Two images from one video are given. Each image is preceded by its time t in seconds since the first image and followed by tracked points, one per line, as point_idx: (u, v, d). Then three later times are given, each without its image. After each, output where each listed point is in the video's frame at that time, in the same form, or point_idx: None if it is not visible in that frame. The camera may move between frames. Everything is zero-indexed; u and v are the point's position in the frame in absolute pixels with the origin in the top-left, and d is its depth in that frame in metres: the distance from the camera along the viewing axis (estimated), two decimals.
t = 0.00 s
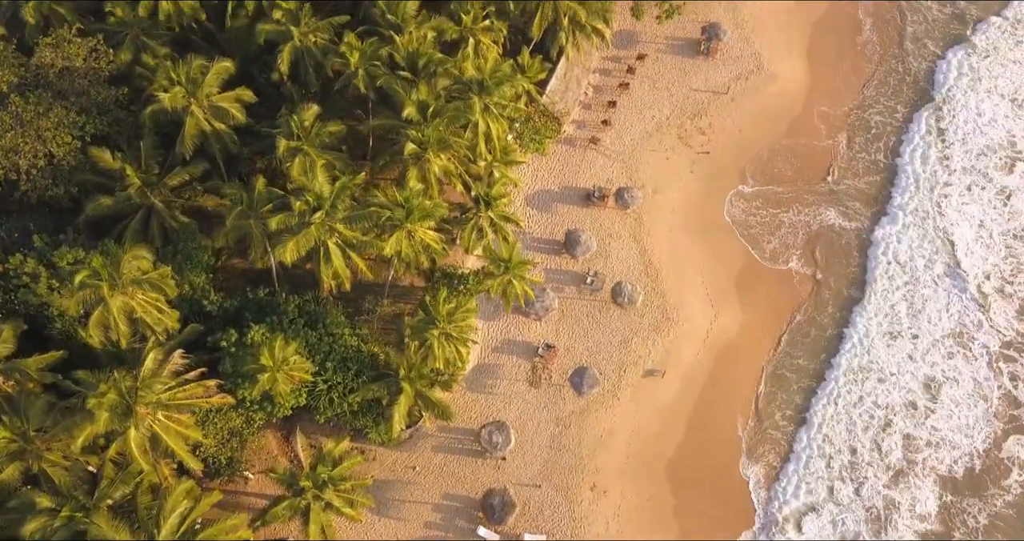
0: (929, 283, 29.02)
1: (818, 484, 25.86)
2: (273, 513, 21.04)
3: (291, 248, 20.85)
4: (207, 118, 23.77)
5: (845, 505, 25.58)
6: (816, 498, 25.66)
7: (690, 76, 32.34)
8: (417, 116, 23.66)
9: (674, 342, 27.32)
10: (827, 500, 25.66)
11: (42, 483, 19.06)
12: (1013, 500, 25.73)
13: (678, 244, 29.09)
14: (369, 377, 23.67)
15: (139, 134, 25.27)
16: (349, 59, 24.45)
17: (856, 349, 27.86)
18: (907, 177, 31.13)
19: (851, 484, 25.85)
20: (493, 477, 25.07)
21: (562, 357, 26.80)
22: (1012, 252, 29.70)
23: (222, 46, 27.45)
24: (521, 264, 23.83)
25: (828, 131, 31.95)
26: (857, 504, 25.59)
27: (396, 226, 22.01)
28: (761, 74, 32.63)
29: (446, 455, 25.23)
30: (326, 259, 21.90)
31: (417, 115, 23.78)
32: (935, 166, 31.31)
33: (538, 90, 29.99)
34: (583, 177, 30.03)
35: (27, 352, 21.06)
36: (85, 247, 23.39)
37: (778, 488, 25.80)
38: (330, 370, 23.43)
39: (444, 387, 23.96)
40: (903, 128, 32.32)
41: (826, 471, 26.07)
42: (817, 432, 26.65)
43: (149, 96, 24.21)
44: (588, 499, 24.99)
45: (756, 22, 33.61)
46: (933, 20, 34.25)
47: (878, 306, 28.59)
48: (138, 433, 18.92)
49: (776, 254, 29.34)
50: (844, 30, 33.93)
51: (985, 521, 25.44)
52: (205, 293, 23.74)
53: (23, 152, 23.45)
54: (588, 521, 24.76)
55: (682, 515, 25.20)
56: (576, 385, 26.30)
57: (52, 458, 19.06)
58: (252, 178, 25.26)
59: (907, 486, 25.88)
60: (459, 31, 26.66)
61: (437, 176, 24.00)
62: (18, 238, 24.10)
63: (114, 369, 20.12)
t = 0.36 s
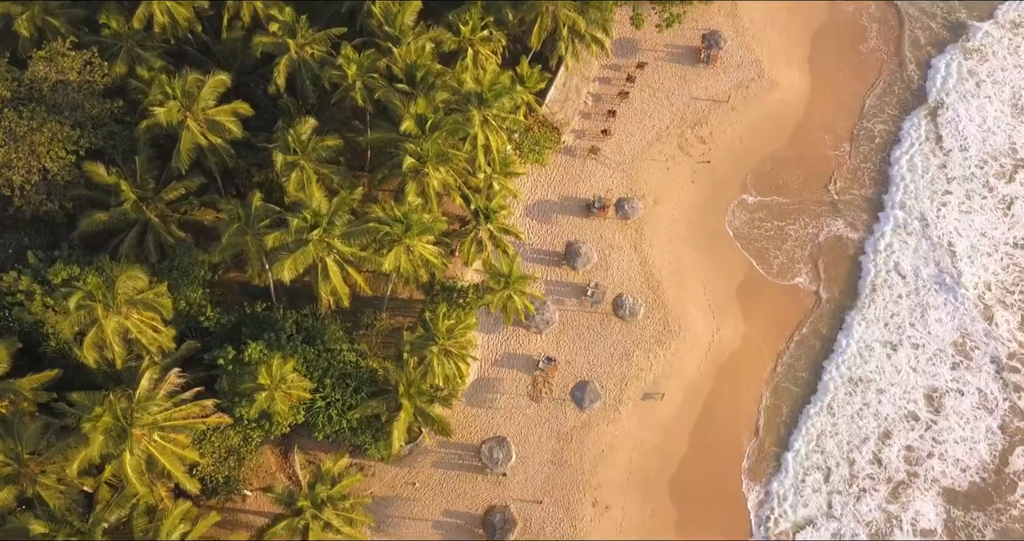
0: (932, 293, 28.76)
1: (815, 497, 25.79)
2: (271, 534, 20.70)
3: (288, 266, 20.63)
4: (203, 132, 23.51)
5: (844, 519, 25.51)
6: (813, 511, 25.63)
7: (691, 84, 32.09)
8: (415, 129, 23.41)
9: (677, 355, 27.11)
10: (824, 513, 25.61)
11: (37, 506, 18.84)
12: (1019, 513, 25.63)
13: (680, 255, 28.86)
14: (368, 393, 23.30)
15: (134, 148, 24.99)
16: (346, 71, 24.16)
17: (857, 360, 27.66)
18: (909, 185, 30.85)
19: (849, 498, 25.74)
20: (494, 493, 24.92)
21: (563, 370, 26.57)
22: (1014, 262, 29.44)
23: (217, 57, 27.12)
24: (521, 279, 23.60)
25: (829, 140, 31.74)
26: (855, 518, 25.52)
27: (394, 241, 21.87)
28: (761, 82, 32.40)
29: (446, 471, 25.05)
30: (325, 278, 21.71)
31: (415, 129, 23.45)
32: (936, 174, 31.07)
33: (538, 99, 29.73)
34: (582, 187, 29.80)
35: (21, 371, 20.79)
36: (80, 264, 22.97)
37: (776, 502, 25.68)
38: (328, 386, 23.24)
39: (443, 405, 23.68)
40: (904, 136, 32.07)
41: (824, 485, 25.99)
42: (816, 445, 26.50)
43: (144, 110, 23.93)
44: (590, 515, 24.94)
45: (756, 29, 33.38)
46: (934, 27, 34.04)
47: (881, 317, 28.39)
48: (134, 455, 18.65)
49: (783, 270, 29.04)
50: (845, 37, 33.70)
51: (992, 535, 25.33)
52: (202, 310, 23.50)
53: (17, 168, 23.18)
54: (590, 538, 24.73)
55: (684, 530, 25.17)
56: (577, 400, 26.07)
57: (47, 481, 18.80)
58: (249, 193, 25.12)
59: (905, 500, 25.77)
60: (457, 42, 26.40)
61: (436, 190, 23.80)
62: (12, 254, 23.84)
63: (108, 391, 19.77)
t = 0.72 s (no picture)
0: (936, 303, 28.49)
1: (813, 511, 25.71)
2: None
3: (285, 285, 20.48)
4: (199, 148, 23.23)
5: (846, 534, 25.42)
6: (810, 525, 25.54)
7: (691, 93, 31.82)
8: (413, 144, 23.16)
9: (679, 369, 26.93)
10: (825, 528, 25.53)
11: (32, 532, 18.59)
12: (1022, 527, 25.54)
13: (681, 267, 28.63)
14: (367, 411, 23.06)
15: (129, 162, 24.69)
16: (343, 85, 23.87)
17: (859, 372, 27.47)
18: (911, 194, 30.59)
19: (850, 512, 25.65)
20: (495, 510, 24.81)
21: (564, 385, 26.33)
22: (1017, 272, 29.23)
23: (213, 69, 26.80)
24: (521, 294, 23.33)
25: (830, 149, 31.51)
26: (857, 533, 25.44)
27: (393, 257, 21.61)
28: (762, 90, 32.14)
29: (445, 488, 24.89)
30: (322, 297, 21.39)
31: (414, 143, 23.21)
32: (938, 183, 30.82)
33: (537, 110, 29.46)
34: (582, 198, 29.54)
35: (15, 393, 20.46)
36: (75, 281, 22.64)
37: (776, 517, 25.59)
38: (327, 404, 22.99)
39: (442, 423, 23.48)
40: (907, 144, 31.73)
41: (825, 499, 25.90)
42: (816, 458, 26.36)
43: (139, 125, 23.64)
44: (592, 532, 24.88)
45: (756, 37, 33.13)
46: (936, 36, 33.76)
47: (883, 328, 28.16)
48: (129, 481, 18.36)
49: (792, 287, 28.84)
50: (845, 44, 33.45)
51: None
52: (198, 327, 23.21)
53: (10, 186, 22.80)
54: None
55: None
56: (578, 415, 25.86)
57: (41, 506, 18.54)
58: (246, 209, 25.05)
59: (904, 514, 25.67)
60: (456, 53, 26.12)
61: (434, 204, 23.55)
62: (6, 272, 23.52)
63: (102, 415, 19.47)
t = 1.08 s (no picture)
0: (939, 313, 28.24)
1: (814, 524, 25.57)
2: None
3: (282, 302, 20.39)
4: (195, 162, 23.00)
5: None
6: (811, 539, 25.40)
7: (691, 101, 31.58)
8: (412, 157, 22.94)
9: (681, 381, 26.79)
10: None
11: None
12: None
13: (682, 277, 28.43)
14: (366, 427, 22.85)
15: (124, 177, 24.42)
16: (340, 98, 23.63)
17: (860, 382, 27.29)
18: (912, 202, 30.38)
19: (853, 526, 25.51)
20: (496, 525, 24.77)
21: (565, 398, 26.14)
22: (1019, 280, 29.05)
23: (208, 81, 26.51)
24: (521, 309, 23.11)
25: (831, 157, 31.31)
26: None
27: (391, 273, 21.40)
28: (762, 97, 31.91)
29: (446, 503, 24.81)
30: (319, 313, 21.17)
31: (413, 156, 23.04)
32: (940, 190, 30.60)
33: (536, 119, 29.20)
34: (582, 208, 29.31)
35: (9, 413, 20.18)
36: (70, 298, 22.30)
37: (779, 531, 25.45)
38: (325, 421, 22.79)
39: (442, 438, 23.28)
40: (908, 150, 31.46)
41: (828, 512, 25.74)
42: (816, 470, 26.18)
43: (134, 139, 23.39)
44: None
45: (756, 43, 32.91)
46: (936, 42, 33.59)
47: (885, 338, 27.95)
48: (126, 504, 18.10)
49: (800, 303, 28.58)
50: (846, 50, 33.23)
51: None
52: (195, 343, 22.96)
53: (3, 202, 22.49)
54: None
55: None
56: (579, 430, 25.69)
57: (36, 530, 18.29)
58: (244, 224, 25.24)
59: (904, 527, 25.53)
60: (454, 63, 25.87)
61: (434, 218, 23.33)
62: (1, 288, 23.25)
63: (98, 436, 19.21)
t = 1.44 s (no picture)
0: (941, 324, 28.03)
1: None
2: None
3: (279, 322, 20.18)
4: (190, 180, 22.73)
5: None
6: None
7: (690, 111, 31.33)
8: (410, 174, 22.64)
9: (683, 395, 26.55)
10: None
11: None
12: None
13: (684, 290, 28.20)
14: (365, 447, 22.58)
15: (119, 194, 24.09)
16: (337, 113, 23.36)
17: (861, 394, 27.04)
18: (914, 211, 30.15)
19: None
20: None
21: (566, 413, 25.90)
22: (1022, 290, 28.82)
23: (203, 95, 26.18)
24: (521, 327, 22.84)
25: (832, 166, 31.10)
26: None
27: (390, 292, 21.07)
28: (763, 106, 31.68)
29: (447, 522, 24.53)
30: (317, 334, 20.94)
31: (410, 172, 22.61)
32: (942, 199, 30.37)
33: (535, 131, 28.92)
34: (582, 220, 29.05)
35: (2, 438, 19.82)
36: (63, 319, 21.96)
37: None
38: (324, 441, 22.54)
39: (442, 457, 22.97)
40: (910, 159, 31.21)
41: (831, 528, 25.46)
42: (817, 485, 25.92)
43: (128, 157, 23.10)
44: None
45: (756, 52, 32.68)
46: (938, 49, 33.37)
47: (888, 351, 27.70)
48: (122, 532, 17.82)
49: (810, 323, 28.30)
50: (846, 58, 33.02)
51: None
52: (192, 364, 22.66)
53: None
54: None
55: None
56: (581, 446, 25.43)
57: None
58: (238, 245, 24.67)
59: None
60: (451, 77, 25.59)
61: (432, 235, 23.06)
62: None
63: (93, 462, 18.93)
